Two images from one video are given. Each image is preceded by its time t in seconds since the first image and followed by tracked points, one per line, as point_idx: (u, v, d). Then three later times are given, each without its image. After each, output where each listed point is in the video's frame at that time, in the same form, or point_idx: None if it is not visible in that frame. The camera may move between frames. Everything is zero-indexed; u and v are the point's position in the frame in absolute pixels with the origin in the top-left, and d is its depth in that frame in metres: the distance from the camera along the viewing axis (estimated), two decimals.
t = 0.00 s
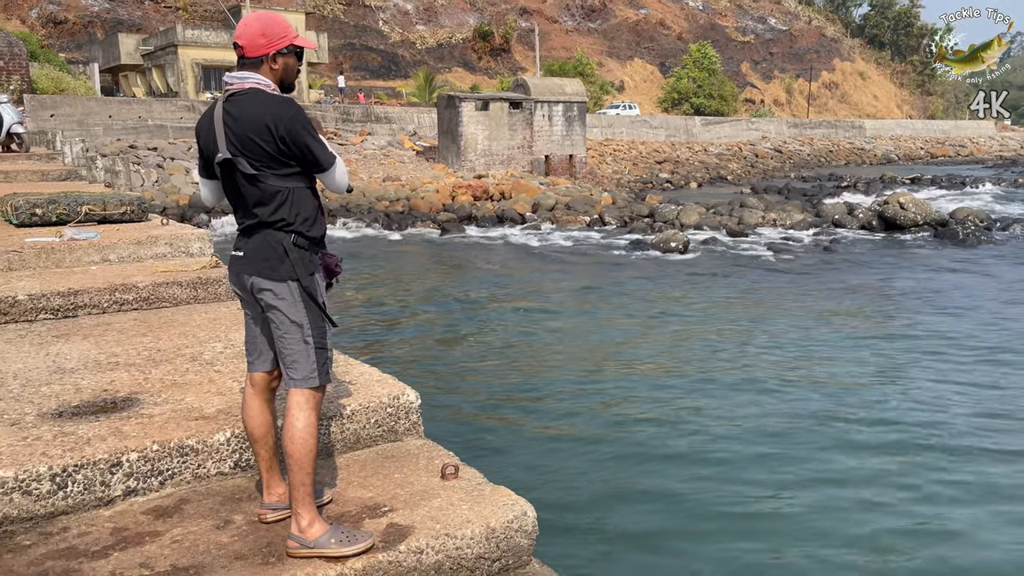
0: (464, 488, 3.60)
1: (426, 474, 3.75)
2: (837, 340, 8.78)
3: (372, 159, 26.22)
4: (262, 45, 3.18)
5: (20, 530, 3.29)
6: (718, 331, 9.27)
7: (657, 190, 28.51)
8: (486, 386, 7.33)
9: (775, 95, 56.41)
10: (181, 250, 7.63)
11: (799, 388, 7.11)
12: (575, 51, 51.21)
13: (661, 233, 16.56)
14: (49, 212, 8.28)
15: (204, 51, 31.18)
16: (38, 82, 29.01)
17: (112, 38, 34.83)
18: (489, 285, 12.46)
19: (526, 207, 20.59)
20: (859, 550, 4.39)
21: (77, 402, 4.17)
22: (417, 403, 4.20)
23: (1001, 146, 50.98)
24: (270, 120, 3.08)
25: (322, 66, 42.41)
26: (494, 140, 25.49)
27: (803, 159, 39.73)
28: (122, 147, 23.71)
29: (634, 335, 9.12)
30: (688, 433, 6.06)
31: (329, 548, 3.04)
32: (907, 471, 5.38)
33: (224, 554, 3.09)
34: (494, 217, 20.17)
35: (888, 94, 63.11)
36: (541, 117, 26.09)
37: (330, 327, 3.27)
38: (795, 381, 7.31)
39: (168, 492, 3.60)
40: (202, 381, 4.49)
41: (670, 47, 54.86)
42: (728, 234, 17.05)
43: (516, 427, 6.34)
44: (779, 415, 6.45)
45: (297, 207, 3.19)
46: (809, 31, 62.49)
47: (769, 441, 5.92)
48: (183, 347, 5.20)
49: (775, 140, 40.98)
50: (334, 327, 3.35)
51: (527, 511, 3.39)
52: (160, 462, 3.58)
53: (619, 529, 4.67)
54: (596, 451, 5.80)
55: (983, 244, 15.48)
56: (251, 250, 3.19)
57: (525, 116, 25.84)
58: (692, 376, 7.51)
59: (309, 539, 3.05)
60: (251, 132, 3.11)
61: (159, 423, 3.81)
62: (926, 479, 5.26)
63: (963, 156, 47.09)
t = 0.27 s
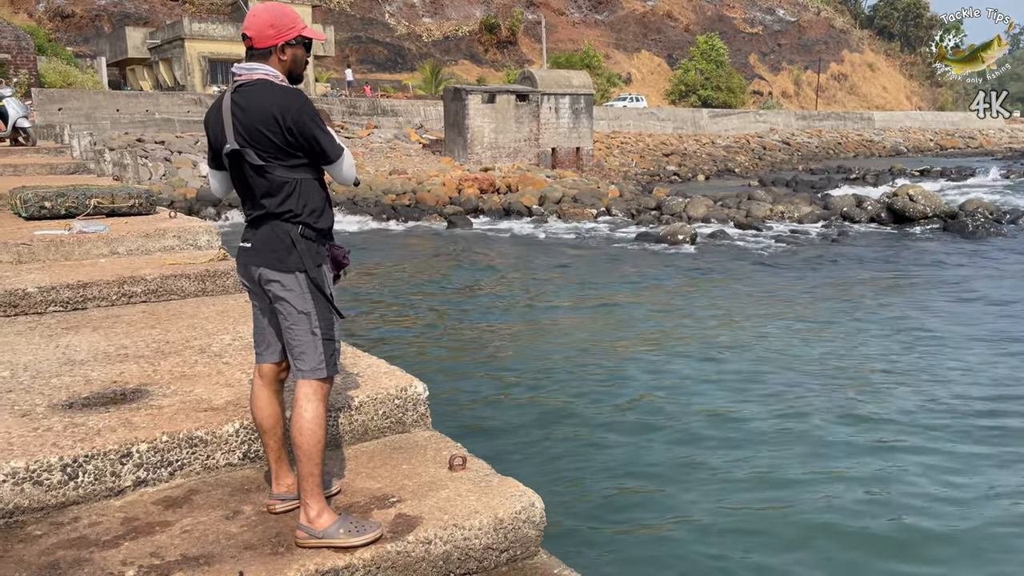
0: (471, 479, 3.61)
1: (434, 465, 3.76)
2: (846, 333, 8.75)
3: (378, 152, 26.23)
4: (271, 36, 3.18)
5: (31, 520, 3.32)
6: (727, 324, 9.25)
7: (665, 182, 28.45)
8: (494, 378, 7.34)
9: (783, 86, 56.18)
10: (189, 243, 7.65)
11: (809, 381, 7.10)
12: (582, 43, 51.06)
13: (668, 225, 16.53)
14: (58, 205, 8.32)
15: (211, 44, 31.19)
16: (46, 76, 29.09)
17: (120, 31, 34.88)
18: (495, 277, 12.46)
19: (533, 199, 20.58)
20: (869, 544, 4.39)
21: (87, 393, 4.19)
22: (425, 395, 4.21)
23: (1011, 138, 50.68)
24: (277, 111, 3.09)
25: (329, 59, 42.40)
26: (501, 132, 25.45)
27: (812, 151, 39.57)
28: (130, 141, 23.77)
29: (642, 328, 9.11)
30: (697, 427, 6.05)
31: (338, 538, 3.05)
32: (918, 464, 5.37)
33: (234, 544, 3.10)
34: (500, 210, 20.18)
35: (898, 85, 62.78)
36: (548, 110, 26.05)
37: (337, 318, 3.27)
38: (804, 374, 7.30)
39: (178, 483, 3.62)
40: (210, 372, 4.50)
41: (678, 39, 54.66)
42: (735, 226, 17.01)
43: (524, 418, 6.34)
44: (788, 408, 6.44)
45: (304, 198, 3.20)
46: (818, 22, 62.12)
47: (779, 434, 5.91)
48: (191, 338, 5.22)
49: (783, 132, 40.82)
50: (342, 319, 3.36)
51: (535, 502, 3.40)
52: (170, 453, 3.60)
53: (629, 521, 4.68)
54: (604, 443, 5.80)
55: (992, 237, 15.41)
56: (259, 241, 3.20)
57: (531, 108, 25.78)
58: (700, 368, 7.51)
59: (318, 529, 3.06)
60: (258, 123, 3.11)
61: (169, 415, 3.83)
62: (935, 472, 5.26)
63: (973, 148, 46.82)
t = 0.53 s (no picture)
0: (475, 474, 3.61)
1: (438, 460, 3.76)
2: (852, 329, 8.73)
3: (383, 147, 26.24)
4: (276, 32, 3.17)
5: (37, 515, 3.33)
6: (732, 319, 9.24)
7: (669, 177, 28.41)
8: (499, 373, 7.34)
9: (788, 80, 56.03)
10: (193, 238, 7.65)
11: (813, 377, 7.08)
12: (586, 37, 50.93)
13: (673, 220, 16.49)
14: (63, 200, 8.32)
15: (215, 38, 31.17)
16: (51, 71, 29.10)
17: (124, 26, 34.88)
18: (499, 272, 12.45)
19: (537, 194, 20.58)
20: (874, 541, 4.38)
21: (92, 388, 4.20)
22: (429, 390, 4.21)
23: (1017, 132, 50.48)
24: (281, 106, 3.08)
25: (333, 53, 42.37)
26: (505, 127, 25.41)
27: (817, 145, 39.46)
28: (134, 136, 23.77)
29: (647, 323, 9.10)
30: (702, 423, 6.04)
31: (343, 533, 3.05)
32: (923, 461, 5.36)
33: (238, 539, 3.11)
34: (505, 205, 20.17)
35: (903, 80, 62.55)
36: (552, 104, 26.00)
37: (341, 314, 3.27)
38: (809, 370, 7.28)
39: (182, 477, 3.63)
40: (215, 367, 4.51)
41: (683, 33, 54.50)
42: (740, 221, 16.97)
43: (529, 414, 6.34)
44: (793, 404, 6.43)
45: (307, 193, 3.20)
46: (823, 15, 61.85)
47: (784, 430, 5.90)
48: (196, 334, 5.23)
49: (788, 126, 40.70)
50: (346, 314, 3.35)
51: (539, 498, 3.40)
52: (175, 448, 3.61)
53: (634, 518, 4.67)
54: (609, 439, 5.80)
55: (998, 232, 15.35)
56: (263, 236, 3.19)
57: (536, 103, 25.74)
58: (705, 364, 7.50)
59: (322, 525, 3.07)
60: (262, 118, 3.11)
61: (173, 410, 3.84)
62: (940, 469, 5.25)
63: (979, 142, 46.66)
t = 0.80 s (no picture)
0: (477, 471, 3.61)
1: (440, 457, 3.76)
2: (853, 327, 8.73)
3: (384, 144, 26.25)
4: (279, 28, 3.17)
5: (38, 510, 3.34)
6: (734, 316, 9.23)
7: (671, 174, 28.40)
8: (500, 370, 7.34)
9: (790, 78, 56.02)
10: (195, 234, 7.64)
11: (815, 374, 7.08)
12: (588, 35, 50.90)
13: (675, 217, 16.47)
14: (65, 196, 8.33)
15: (217, 35, 31.15)
16: (53, 67, 29.09)
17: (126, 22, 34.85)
18: (501, 269, 12.44)
19: (539, 191, 20.58)
20: (875, 536, 4.38)
21: (93, 384, 4.21)
22: (430, 387, 4.22)
23: (1020, 130, 50.42)
24: (283, 103, 3.08)
25: (335, 50, 42.38)
26: (507, 124, 25.39)
27: (819, 143, 39.43)
28: (136, 132, 23.78)
29: (648, 320, 9.10)
30: (703, 419, 6.04)
31: (343, 529, 3.05)
32: (925, 457, 5.35)
33: (240, 534, 3.11)
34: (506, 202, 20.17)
35: (905, 77, 62.50)
36: (554, 101, 25.98)
37: (342, 310, 3.27)
38: (810, 368, 7.28)
39: (184, 473, 3.63)
40: (217, 364, 4.52)
41: (685, 30, 54.46)
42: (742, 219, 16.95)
43: (530, 411, 6.34)
44: (794, 401, 6.43)
45: (309, 191, 3.19)
46: (826, 13, 61.75)
47: (785, 427, 5.90)
48: (198, 330, 5.23)
49: (790, 124, 40.67)
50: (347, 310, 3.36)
51: (540, 494, 3.40)
52: (176, 444, 3.61)
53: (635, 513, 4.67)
54: (610, 435, 5.80)
55: (1000, 230, 15.33)
56: (265, 233, 3.19)
57: (538, 100, 25.72)
58: (706, 361, 7.49)
59: (324, 521, 3.07)
60: (264, 115, 3.11)
61: (175, 406, 3.84)
62: (940, 464, 5.25)
63: (981, 140, 46.61)
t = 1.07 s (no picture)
0: (474, 470, 3.61)
1: (436, 456, 3.76)
2: (852, 329, 8.73)
3: (385, 143, 26.25)
4: (281, 25, 3.17)
5: (35, 506, 3.33)
6: (732, 317, 9.23)
7: (671, 175, 28.41)
8: (498, 369, 7.34)
9: (791, 79, 56.07)
10: (194, 232, 7.64)
11: (813, 376, 7.08)
12: (589, 34, 50.92)
13: (675, 218, 16.45)
14: (64, 192, 8.32)
15: (218, 32, 31.14)
16: (53, 64, 29.07)
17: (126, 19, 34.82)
18: (501, 268, 12.44)
19: (539, 190, 20.59)
20: (872, 541, 4.37)
21: (91, 380, 4.20)
22: (428, 386, 4.22)
23: (1020, 133, 50.42)
24: (283, 101, 3.07)
25: (336, 48, 42.37)
26: (507, 123, 25.37)
27: (819, 144, 39.44)
28: (136, 129, 23.77)
29: (647, 320, 9.09)
30: (701, 421, 6.04)
31: (340, 527, 3.05)
32: (922, 461, 5.36)
33: (236, 532, 3.11)
34: (506, 201, 20.17)
35: (906, 79, 62.51)
36: (554, 101, 25.98)
37: (341, 309, 3.27)
38: (808, 370, 7.28)
39: (180, 470, 3.63)
40: (214, 361, 4.51)
41: (686, 31, 54.49)
42: (742, 220, 16.95)
43: (528, 410, 6.34)
44: (791, 402, 6.43)
45: (308, 189, 3.19)
46: (827, 14, 61.77)
47: (782, 429, 5.90)
48: (196, 327, 5.22)
49: (790, 125, 40.67)
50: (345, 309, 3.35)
51: (537, 494, 3.39)
52: (173, 441, 3.61)
53: (632, 514, 4.67)
54: (608, 436, 5.80)
55: (999, 233, 15.31)
56: (264, 230, 3.19)
57: (538, 99, 25.71)
58: (704, 363, 7.49)
59: (320, 519, 3.07)
60: (264, 112, 3.10)
61: (173, 403, 3.84)
62: (936, 467, 5.25)
63: (981, 143, 46.63)
